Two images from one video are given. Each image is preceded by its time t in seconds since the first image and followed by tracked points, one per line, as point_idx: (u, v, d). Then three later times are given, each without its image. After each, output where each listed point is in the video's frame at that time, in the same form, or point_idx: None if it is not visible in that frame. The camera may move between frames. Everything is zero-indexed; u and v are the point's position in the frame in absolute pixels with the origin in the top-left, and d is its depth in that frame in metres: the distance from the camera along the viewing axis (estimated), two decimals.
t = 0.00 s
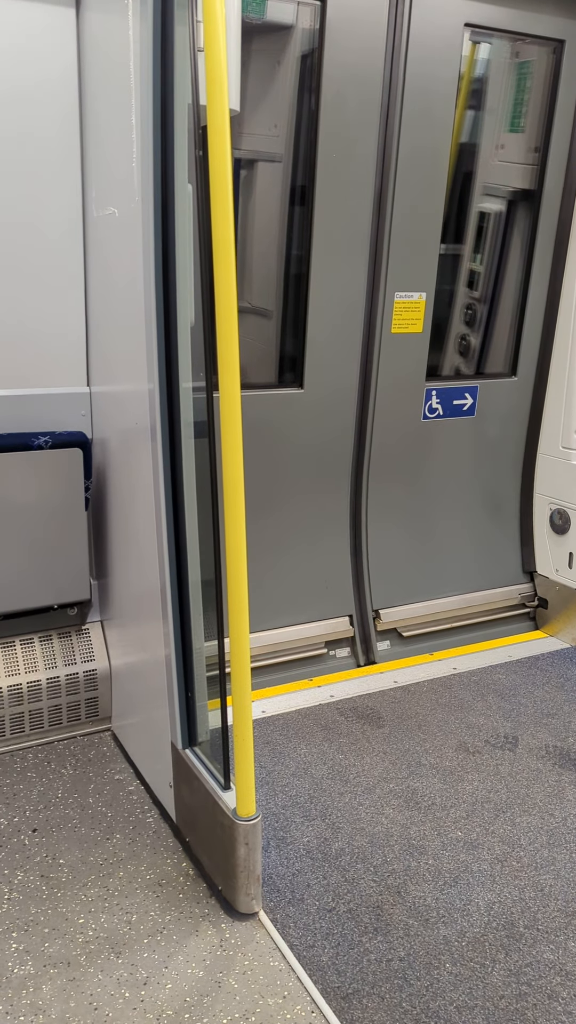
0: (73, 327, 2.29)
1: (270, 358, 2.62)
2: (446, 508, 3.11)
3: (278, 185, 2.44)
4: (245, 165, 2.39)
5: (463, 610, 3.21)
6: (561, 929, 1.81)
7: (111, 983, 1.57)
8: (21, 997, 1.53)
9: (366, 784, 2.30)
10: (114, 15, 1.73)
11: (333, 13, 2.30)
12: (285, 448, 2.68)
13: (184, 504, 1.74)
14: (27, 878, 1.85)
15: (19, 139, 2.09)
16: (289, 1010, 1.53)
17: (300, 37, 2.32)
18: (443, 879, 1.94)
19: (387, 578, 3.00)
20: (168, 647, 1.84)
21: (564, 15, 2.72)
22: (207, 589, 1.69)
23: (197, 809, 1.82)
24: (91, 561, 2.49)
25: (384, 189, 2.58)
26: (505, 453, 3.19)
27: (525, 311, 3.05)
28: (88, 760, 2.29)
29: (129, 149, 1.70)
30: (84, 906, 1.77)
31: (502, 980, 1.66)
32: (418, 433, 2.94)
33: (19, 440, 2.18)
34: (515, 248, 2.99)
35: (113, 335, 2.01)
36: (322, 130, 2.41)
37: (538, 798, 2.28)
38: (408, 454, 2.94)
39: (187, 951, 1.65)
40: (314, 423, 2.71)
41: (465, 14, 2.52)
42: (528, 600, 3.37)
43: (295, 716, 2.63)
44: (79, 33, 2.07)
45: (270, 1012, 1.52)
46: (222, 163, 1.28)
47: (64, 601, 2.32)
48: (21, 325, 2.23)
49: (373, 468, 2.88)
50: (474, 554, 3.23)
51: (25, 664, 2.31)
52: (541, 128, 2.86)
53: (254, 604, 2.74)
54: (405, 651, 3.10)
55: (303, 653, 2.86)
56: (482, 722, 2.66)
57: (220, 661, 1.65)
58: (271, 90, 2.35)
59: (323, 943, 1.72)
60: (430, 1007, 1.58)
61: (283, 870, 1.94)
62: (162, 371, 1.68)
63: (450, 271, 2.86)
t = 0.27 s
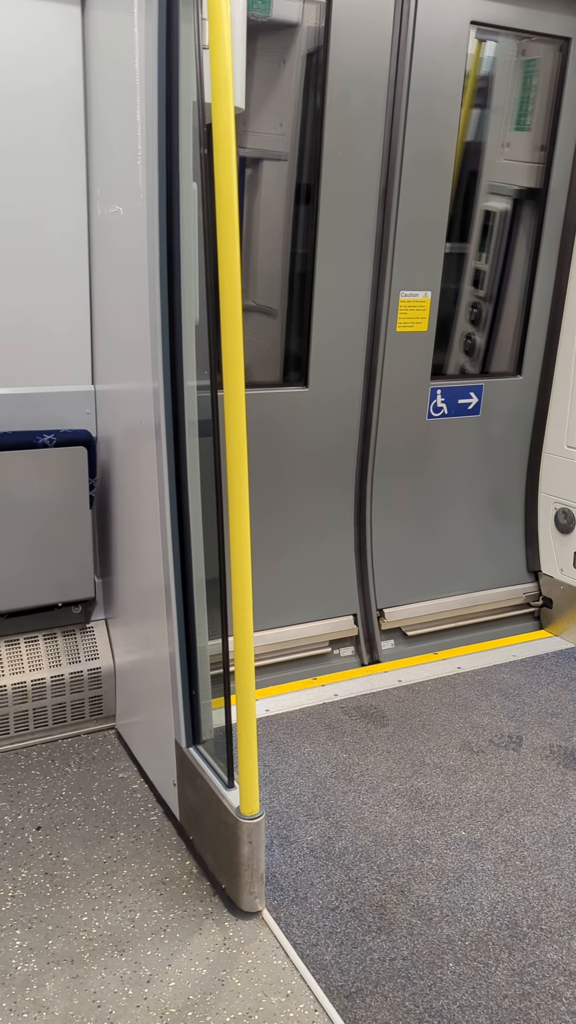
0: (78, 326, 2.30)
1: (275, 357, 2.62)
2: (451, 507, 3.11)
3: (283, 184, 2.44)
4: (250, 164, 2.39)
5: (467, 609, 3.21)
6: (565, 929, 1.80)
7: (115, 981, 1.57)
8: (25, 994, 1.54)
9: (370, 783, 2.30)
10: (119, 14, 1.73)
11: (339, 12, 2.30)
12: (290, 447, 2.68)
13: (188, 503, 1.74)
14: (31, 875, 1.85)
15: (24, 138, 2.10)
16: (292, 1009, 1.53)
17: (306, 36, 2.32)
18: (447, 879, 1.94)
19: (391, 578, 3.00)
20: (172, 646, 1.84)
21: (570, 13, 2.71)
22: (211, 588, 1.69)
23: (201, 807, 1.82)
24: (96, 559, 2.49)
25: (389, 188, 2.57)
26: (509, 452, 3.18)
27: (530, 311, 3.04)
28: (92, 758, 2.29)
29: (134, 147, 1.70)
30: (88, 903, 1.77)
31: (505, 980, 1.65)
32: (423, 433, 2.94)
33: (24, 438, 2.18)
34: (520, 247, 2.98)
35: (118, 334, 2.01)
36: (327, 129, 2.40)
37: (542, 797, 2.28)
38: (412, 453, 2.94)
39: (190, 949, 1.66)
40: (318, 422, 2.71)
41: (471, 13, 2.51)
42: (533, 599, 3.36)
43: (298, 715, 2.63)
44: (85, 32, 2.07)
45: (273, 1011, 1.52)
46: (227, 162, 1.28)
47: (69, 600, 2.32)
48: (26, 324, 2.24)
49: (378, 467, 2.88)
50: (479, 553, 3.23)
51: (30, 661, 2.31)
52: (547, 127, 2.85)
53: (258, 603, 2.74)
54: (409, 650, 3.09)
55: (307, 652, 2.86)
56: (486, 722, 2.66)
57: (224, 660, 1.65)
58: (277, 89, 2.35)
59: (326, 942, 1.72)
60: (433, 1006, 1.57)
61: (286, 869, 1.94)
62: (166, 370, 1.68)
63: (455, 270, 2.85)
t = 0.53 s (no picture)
0: (84, 324, 2.30)
1: (279, 356, 2.62)
2: (456, 507, 3.10)
3: (288, 183, 2.44)
4: (255, 163, 2.40)
5: (472, 609, 3.20)
6: (569, 929, 1.80)
7: (119, 978, 1.58)
8: (30, 991, 1.54)
9: (374, 782, 2.30)
10: (126, 13, 1.74)
11: (344, 10, 2.30)
12: (295, 446, 2.69)
13: (194, 502, 1.74)
14: (36, 872, 1.86)
15: (30, 138, 2.10)
16: (296, 1007, 1.53)
17: (311, 35, 2.32)
18: (451, 878, 1.94)
19: (395, 577, 3.00)
20: (177, 645, 1.85)
21: None
22: (216, 587, 1.69)
23: (206, 806, 1.83)
24: (101, 558, 2.50)
25: (394, 187, 2.57)
26: (514, 452, 3.18)
27: (535, 310, 3.04)
28: (97, 755, 2.29)
29: (139, 146, 1.71)
30: (93, 901, 1.77)
31: (510, 979, 1.65)
32: (428, 432, 2.94)
33: (29, 436, 2.19)
34: (526, 246, 2.98)
35: (123, 333, 2.01)
36: (332, 128, 2.40)
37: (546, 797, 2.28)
38: (417, 452, 2.94)
39: (195, 947, 1.66)
40: (323, 421, 2.71)
41: (477, 11, 2.51)
42: (537, 599, 3.36)
43: (303, 714, 2.63)
44: (90, 31, 2.07)
45: (277, 1009, 1.52)
46: (232, 161, 1.28)
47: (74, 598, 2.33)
48: (32, 323, 2.24)
49: (383, 466, 2.88)
50: (483, 553, 3.23)
51: (35, 658, 2.32)
52: (552, 126, 2.85)
53: (263, 602, 2.74)
54: (414, 649, 3.09)
55: (312, 651, 2.86)
56: (490, 721, 2.66)
57: (229, 659, 1.65)
58: (282, 88, 2.35)
59: (330, 940, 1.72)
60: (437, 1005, 1.57)
61: (291, 868, 1.94)
62: (172, 369, 1.68)
63: (460, 269, 2.85)
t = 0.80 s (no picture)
0: (86, 325, 2.31)
1: (282, 357, 2.62)
2: (459, 507, 3.10)
3: (291, 183, 2.44)
4: (258, 163, 2.40)
5: (475, 609, 3.20)
6: (572, 929, 1.80)
7: (122, 978, 1.58)
8: (32, 991, 1.54)
9: (377, 783, 2.29)
10: (129, 14, 1.74)
11: (347, 11, 2.30)
12: (297, 447, 2.69)
13: (196, 503, 1.74)
14: (39, 873, 1.86)
15: (33, 139, 2.11)
16: (299, 1008, 1.53)
17: (314, 36, 2.33)
18: (454, 879, 1.93)
19: (398, 578, 3.00)
20: (180, 645, 1.85)
21: None
22: (219, 587, 1.69)
23: (209, 806, 1.83)
24: (104, 558, 2.50)
25: (397, 187, 2.57)
26: (517, 452, 3.18)
27: (538, 310, 3.03)
28: (100, 755, 2.30)
29: (142, 147, 1.71)
30: (95, 901, 1.77)
31: (512, 980, 1.65)
32: (431, 432, 2.93)
33: (33, 437, 2.19)
34: (529, 247, 2.98)
35: (126, 333, 2.01)
36: (335, 129, 2.40)
37: (549, 797, 2.27)
38: (420, 453, 2.94)
39: (198, 948, 1.66)
40: (326, 422, 2.71)
41: (480, 12, 2.51)
42: (541, 599, 3.36)
43: (305, 714, 2.63)
44: (93, 32, 2.08)
45: (279, 1010, 1.52)
46: (236, 162, 1.28)
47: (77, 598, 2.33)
48: (35, 323, 2.25)
49: (385, 467, 2.88)
50: (486, 553, 3.22)
51: (37, 658, 2.32)
52: (555, 127, 2.85)
53: (266, 602, 2.74)
54: (416, 650, 3.09)
55: (315, 651, 2.86)
56: (493, 722, 2.65)
57: (232, 660, 1.65)
58: (285, 89, 2.35)
59: (333, 941, 1.72)
60: (440, 1006, 1.57)
61: (293, 868, 1.94)
62: (175, 370, 1.69)
63: (463, 270, 2.85)
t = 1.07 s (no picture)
0: (89, 326, 2.31)
1: (285, 357, 2.62)
2: (462, 508, 3.10)
3: (293, 183, 2.45)
4: (261, 164, 2.40)
5: (478, 610, 3.20)
6: None
7: (125, 978, 1.58)
8: (36, 991, 1.54)
9: (380, 783, 2.29)
10: (131, 15, 1.74)
11: (350, 11, 2.30)
12: (300, 448, 2.69)
13: (199, 503, 1.74)
14: (42, 873, 1.86)
15: (36, 140, 2.11)
16: (302, 1008, 1.53)
17: (317, 36, 2.33)
18: (457, 879, 1.93)
19: (401, 578, 3.00)
20: (183, 645, 1.85)
21: None
22: (221, 588, 1.69)
23: (212, 806, 1.83)
24: (107, 559, 2.50)
25: (400, 188, 2.57)
26: (520, 452, 3.17)
27: (542, 310, 3.03)
28: (103, 755, 2.30)
29: (145, 147, 1.71)
30: (99, 901, 1.78)
31: (516, 980, 1.65)
32: (434, 433, 2.93)
33: (36, 438, 2.19)
34: (532, 247, 2.97)
35: (129, 333, 2.02)
36: (338, 129, 2.40)
37: (553, 798, 2.27)
38: (423, 453, 2.94)
39: (201, 948, 1.66)
40: (329, 422, 2.71)
41: (483, 12, 2.51)
42: (544, 599, 3.35)
43: (308, 715, 2.63)
44: (96, 33, 2.08)
45: (282, 1011, 1.52)
46: (239, 163, 1.28)
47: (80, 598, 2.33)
48: (38, 324, 2.25)
49: (388, 467, 2.88)
50: (489, 554, 3.22)
51: (41, 659, 2.32)
52: (558, 127, 2.84)
53: (269, 602, 2.74)
54: (419, 650, 3.09)
55: (318, 652, 2.86)
56: (496, 722, 2.65)
57: (235, 660, 1.65)
58: (288, 90, 2.35)
59: (336, 942, 1.72)
60: (443, 1006, 1.57)
61: (296, 869, 1.94)
62: (178, 370, 1.69)
63: (466, 270, 2.84)
